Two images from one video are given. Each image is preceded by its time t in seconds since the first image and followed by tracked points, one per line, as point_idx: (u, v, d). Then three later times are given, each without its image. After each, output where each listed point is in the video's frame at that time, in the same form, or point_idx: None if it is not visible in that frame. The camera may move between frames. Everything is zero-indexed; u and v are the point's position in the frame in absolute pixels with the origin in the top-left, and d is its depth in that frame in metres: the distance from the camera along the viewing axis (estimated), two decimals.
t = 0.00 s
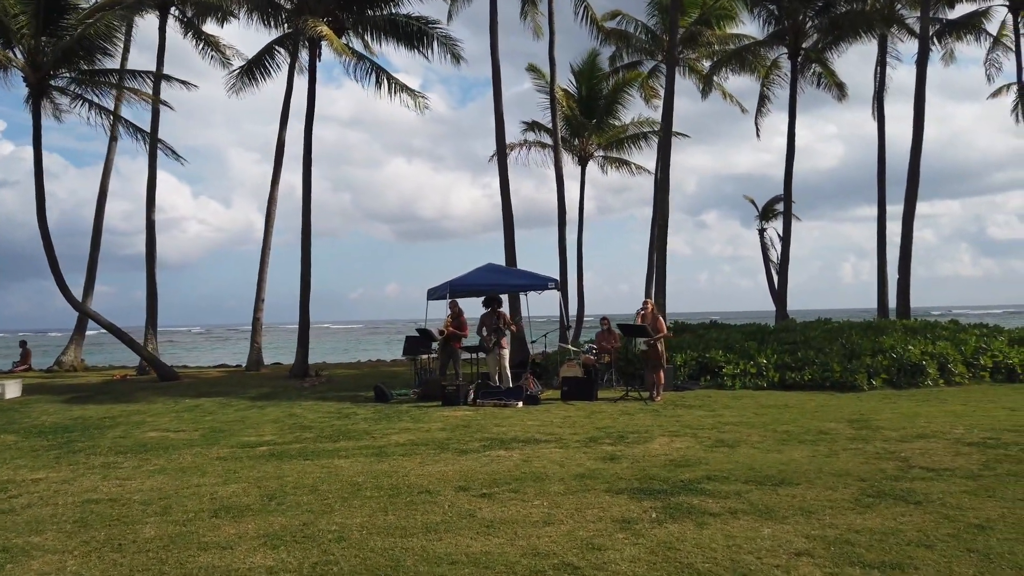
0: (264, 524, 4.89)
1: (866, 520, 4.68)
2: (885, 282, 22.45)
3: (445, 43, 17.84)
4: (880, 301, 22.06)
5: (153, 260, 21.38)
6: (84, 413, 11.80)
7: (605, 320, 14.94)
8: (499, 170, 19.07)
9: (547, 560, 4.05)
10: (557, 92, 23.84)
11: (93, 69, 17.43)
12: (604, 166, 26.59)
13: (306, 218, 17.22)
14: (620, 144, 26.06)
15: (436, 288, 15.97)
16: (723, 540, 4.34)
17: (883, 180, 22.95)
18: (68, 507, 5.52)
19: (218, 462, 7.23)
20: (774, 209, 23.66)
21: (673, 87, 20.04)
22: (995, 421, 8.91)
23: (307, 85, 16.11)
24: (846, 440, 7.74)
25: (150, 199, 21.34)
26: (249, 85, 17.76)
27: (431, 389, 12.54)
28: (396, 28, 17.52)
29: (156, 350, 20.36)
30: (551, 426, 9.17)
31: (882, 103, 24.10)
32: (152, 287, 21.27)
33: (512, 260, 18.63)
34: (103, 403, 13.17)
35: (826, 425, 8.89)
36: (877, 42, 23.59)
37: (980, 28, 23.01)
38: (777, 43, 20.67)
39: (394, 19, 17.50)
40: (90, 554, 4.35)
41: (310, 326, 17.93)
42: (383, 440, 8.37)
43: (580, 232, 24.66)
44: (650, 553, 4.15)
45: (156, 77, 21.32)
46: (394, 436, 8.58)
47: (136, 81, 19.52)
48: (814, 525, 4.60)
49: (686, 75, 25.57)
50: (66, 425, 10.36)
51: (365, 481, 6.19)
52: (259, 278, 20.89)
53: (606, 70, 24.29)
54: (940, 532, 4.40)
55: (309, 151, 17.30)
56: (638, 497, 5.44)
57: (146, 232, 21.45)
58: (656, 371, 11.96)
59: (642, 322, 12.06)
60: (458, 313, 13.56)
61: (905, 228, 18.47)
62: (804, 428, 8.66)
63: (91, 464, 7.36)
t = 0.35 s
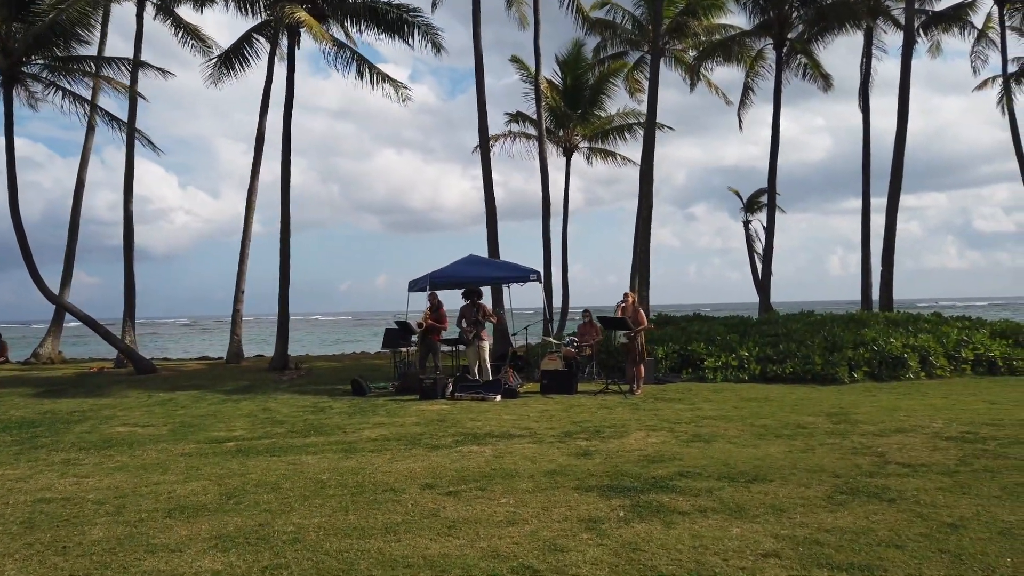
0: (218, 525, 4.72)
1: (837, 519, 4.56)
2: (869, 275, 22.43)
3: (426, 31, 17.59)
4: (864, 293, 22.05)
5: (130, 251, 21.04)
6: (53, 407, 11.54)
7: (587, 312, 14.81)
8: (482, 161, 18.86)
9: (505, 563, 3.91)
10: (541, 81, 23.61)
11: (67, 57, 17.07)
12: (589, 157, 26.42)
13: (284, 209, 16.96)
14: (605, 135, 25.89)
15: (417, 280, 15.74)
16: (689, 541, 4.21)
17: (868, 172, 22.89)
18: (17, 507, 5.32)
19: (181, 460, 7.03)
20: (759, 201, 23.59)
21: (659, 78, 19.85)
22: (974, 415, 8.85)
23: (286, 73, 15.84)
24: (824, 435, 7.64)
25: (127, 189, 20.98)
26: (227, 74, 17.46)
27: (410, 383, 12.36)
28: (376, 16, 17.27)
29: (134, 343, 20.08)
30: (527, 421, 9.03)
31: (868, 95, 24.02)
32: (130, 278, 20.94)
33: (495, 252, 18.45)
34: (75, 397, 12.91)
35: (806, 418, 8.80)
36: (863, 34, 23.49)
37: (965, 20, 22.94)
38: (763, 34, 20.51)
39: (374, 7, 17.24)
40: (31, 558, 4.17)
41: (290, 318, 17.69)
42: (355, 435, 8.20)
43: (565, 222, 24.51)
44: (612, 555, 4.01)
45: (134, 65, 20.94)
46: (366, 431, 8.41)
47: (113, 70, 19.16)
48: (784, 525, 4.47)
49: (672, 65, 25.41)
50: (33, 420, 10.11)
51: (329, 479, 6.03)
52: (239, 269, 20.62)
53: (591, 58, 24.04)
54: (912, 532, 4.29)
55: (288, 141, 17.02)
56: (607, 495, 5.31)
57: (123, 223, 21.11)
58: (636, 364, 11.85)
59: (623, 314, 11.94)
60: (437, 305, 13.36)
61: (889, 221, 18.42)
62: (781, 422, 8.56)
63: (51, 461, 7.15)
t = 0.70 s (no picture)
0: (164, 527, 4.53)
1: (805, 518, 4.43)
2: (854, 267, 22.37)
3: (408, 19, 17.33)
4: (849, 286, 22.00)
5: (109, 243, 20.73)
6: (21, 402, 11.29)
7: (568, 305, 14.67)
8: (465, 152, 18.65)
9: (457, 567, 3.75)
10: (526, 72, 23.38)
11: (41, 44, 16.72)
12: (575, 148, 26.22)
13: (263, 200, 16.70)
14: (591, 126, 25.70)
15: (397, 273, 15.51)
16: (650, 542, 4.06)
17: (854, 164, 22.80)
18: None
19: (142, 457, 6.83)
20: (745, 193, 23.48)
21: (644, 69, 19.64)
22: (953, 409, 8.75)
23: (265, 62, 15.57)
24: (800, 429, 7.52)
25: (105, 180, 20.64)
26: (206, 62, 17.15)
27: (387, 377, 12.18)
28: (357, 4, 16.99)
29: (112, 336, 19.78)
30: (502, 416, 8.87)
31: (854, 87, 23.93)
32: (108, 270, 20.62)
33: (478, 244, 18.26)
34: (46, 392, 12.65)
35: (784, 413, 8.69)
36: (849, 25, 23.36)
37: (951, 12, 22.86)
38: (749, 25, 20.32)
39: None
40: None
41: (270, 311, 17.45)
42: (324, 431, 8.01)
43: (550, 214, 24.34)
44: (569, 558, 3.85)
45: (111, 54, 20.58)
46: (337, 427, 8.22)
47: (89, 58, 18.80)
48: (750, 525, 4.33)
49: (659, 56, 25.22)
50: None
51: (289, 477, 5.85)
52: (220, 261, 20.34)
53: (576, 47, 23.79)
54: (881, 532, 4.16)
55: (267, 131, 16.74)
56: (572, 494, 5.15)
57: (101, 214, 20.78)
58: (616, 356, 11.71)
59: (603, 307, 11.81)
60: (417, 298, 13.16)
61: (873, 213, 18.35)
62: (759, 416, 8.44)
63: (7, 459, 6.93)
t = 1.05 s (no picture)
0: (115, 537, 4.37)
1: (776, 526, 4.30)
2: (843, 264, 22.30)
3: (392, 13, 17.11)
4: (838, 282, 21.92)
5: (91, 239, 20.47)
6: None
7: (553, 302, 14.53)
8: (451, 147, 18.47)
9: None
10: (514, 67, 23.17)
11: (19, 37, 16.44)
12: (563, 143, 26.06)
13: (245, 196, 16.48)
14: (579, 121, 25.53)
15: (381, 270, 15.32)
16: (614, 552, 3.93)
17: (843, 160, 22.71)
18: None
19: (105, 461, 6.65)
20: (734, 189, 23.37)
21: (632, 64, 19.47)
22: (936, 408, 8.65)
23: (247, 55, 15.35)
24: (780, 430, 7.39)
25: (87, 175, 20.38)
26: (187, 55, 16.90)
27: (368, 375, 12.03)
28: None
29: (94, 334, 19.54)
30: (481, 416, 8.72)
31: (843, 82, 23.82)
32: (90, 267, 20.37)
33: (464, 240, 18.10)
34: (21, 391, 12.45)
35: (765, 412, 8.57)
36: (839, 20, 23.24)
37: (941, 7, 22.75)
38: (738, 19, 20.17)
39: None
40: None
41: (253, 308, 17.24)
42: (298, 432, 7.85)
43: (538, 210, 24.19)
44: (528, 570, 3.72)
45: (93, 48, 20.29)
46: (310, 428, 8.06)
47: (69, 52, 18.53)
48: (719, 533, 4.20)
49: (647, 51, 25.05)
50: None
51: (253, 482, 5.69)
52: (204, 258, 20.11)
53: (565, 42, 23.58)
54: (853, 541, 4.03)
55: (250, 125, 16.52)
56: (541, 500, 5.02)
57: (83, 211, 20.51)
58: (600, 355, 11.57)
59: (587, 305, 11.66)
60: (399, 296, 13.00)
61: (861, 209, 18.26)
62: (739, 416, 8.33)
63: None
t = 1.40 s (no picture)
0: (64, 551, 4.18)
1: (752, 537, 4.15)
2: (831, 265, 22.23)
3: (377, 9, 16.92)
4: (827, 283, 21.84)
5: (72, 239, 20.18)
6: None
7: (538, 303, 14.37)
8: (437, 146, 18.28)
9: None
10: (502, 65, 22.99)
11: None
12: (552, 143, 25.92)
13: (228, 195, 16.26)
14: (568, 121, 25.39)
15: (364, 271, 15.12)
16: (584, 567, 3.77)
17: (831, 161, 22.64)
18: None
19: (68, 468, 6.44)
20: (722, 189, 23.28)
21: (620, 63, 19.34)
22: (922, 412, 8.53)
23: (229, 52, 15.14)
24: (763, 435, 7.26)
25: (68, 174, 20.10)
26: (169, 52, 16.68)
27: (349, 378, 11.84)
28: None
29: (75, 335, 19.25)
30: (460, 420, 8.56)
31: (832, 83, 23.75)
32: (72, 267, 20.07)
33: (450, 241, 17.92)
34: None
35: (749, 416, 8.43)
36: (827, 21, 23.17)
37: (929, 7, 22.71)
38: (726, 19, 20.05)
39: None
40: None
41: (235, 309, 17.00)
42: (271, 438, 7.66)
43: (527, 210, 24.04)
44: None
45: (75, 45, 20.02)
46: (285, 433, 7.88)
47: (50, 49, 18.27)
48: (693, 546, 4.04)
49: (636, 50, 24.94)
50: None
51: (218, 490, 5.50)
52: (187, 258, 19.85)
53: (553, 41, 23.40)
54: (831, 554, 3.88)
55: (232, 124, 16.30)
56: (513, 509, 4.85)
57: (65, 210, 20.21)
58: (584, 357, 11.43)
59: (571, 307, 11.51)
60: (381, 297, 12.81)
61: (850, 210, 18.17)
62: (723, 420, 8.19)
63: None
